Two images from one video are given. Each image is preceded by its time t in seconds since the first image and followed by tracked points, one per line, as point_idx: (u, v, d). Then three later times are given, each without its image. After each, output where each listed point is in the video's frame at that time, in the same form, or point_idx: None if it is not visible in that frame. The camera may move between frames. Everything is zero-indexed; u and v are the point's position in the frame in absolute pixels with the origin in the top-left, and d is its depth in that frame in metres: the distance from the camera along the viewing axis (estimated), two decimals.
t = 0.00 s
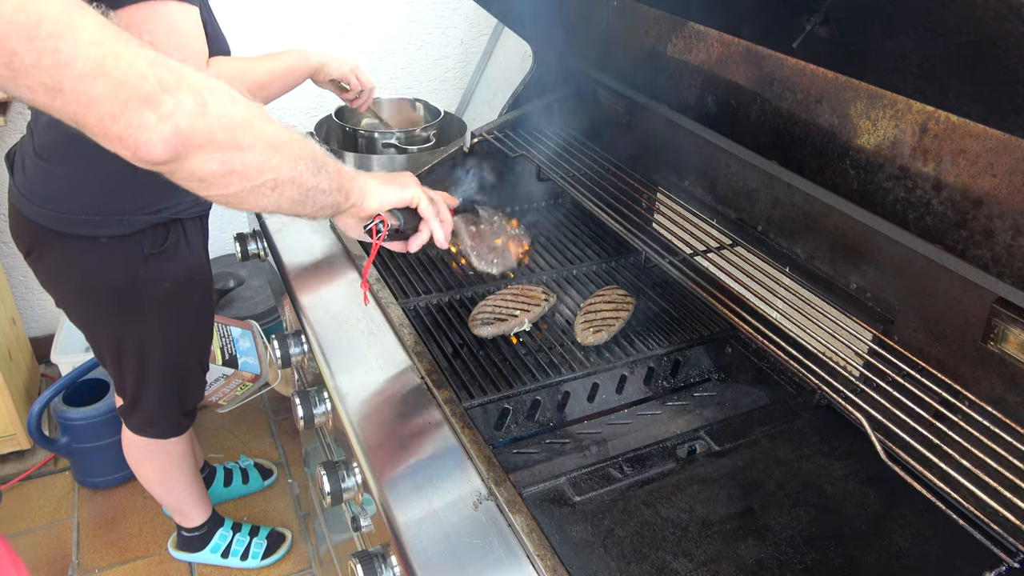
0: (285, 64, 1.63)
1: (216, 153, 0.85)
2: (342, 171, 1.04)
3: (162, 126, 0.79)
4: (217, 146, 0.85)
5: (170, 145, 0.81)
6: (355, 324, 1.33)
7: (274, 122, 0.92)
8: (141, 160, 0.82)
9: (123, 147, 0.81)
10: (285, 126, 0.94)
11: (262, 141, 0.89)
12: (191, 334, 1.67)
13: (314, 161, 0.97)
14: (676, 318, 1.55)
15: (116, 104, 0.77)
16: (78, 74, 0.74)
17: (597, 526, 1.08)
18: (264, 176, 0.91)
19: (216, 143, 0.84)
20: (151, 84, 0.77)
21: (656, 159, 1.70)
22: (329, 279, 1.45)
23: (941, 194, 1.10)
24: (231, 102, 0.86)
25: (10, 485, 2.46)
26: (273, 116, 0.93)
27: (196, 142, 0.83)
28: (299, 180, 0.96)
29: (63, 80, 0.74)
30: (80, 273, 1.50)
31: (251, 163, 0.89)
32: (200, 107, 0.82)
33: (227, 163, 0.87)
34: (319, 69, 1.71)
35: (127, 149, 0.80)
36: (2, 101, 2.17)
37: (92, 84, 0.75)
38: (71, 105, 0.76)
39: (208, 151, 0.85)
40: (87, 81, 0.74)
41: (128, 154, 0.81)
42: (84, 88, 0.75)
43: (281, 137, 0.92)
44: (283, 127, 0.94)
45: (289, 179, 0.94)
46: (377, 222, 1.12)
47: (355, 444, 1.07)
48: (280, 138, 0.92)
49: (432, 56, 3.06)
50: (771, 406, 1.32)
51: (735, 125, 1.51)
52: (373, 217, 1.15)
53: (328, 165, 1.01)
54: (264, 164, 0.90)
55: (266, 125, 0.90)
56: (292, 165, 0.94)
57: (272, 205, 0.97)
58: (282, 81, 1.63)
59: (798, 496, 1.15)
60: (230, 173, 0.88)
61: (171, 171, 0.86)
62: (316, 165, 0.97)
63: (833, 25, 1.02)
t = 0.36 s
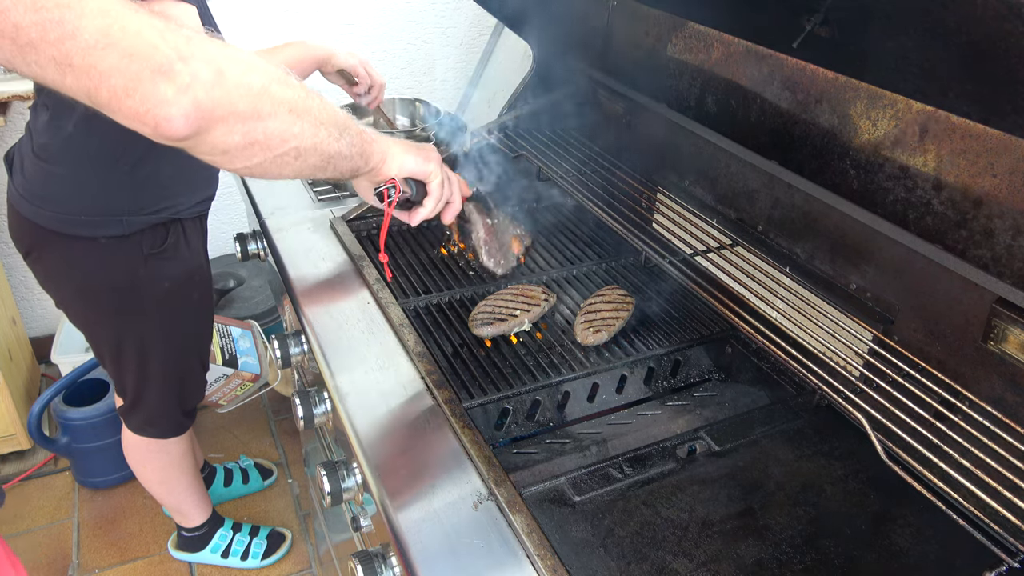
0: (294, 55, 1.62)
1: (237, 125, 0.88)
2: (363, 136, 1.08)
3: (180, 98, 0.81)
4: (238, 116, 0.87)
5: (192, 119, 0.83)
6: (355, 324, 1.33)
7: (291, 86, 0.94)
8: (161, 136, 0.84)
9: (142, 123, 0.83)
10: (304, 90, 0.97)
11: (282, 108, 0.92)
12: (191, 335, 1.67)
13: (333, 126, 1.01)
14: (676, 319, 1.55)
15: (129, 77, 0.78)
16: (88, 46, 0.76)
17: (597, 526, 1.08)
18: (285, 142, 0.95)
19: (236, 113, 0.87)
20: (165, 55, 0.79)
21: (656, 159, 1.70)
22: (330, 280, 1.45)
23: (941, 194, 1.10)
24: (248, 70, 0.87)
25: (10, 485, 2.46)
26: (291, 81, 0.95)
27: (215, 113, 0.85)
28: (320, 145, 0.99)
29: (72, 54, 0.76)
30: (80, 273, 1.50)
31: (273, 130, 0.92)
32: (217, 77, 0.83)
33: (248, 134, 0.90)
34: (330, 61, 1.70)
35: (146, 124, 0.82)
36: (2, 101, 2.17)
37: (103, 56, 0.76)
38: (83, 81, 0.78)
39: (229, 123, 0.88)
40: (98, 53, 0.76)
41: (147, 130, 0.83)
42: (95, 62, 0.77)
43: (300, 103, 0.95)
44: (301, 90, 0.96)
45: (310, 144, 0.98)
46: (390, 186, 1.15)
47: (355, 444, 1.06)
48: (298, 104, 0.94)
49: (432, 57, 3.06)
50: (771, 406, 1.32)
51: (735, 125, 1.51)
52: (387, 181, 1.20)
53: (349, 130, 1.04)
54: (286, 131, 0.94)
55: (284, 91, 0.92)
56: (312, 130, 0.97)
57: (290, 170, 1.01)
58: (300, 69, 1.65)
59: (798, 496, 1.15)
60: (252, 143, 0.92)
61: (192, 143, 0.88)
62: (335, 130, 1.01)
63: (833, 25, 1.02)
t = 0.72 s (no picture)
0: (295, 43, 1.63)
1: (242, 125, 0.89)
2: (369, 135, 1.09)
3: (185, 99, 0.81)
4: (243, 116, 0.88)
5: (196, 120, 0.83)
6: (355, 324, 1.33)
7: (298, 85, 0.94)
8: (165, 137, 0.84)
9: (147, 123, 0.83)
10: (311, 90, 0.97)
11: (287, 108, 0.92)
12: (190, 335, 1.67)
13: (338, 126, 1.01)
14: (676, 319, 1.55)
15: (133, 76, 0.78)
16: (92, 44, 0.76)
17: (597, 526, 1.08)
18: (289, 143, 0.95)
19: (241, 114, 0.87)
20: (170, 55, 0.79)
21: (656, 159, 1.70)
22: (329, 280, 1.45)
23: (941, 194, 1.10)
24: (254, 70, 0.87)
25: (10, 485, 2.46)
26: (298, 81, 0.95)
27: (219, 115, 0.85)
28: (324, 145, 1.00)
29: (75, 52, 0.76)
30: (79, 273, 1.50)
31: (277, 131, 0.93)
32: (222, 78, 0.83)
33: (252, 135, 0.91)
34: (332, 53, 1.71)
35: (150, 125, 0.83)
36: (2, 101, 2.17)
37: (108, 54, 0.77)
38: (88, 80, 0.78)
39: (234, 124, 0.88)
40: (102, 51, 0.76)
41: (151, 131, 0.83)
42: (100, 60, 0.77)
43: (306, 103, 0.95)
44: (308, 90, 0.96)
45: (315, 144, 0.98)
46: (387, 186, 1.18)
47: (355, 444, 1.06)
48: (304, 104, 0.95)
49: (432, 57, 3.06)
50: (771, 406, 1.32)
51: (735, 125, 1.51)
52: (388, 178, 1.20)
53: (354, 129, 1.05)
54: (291, 132, 0.94)
55: (290, 91, 0.93)
56: (317, 131, 0.98)
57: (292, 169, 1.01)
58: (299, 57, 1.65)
59: (798, 496, 1.15)
60: (256, 143, 0.92)
61: (197, 144, 0.89)
62: (340, 129, 1.01)
63: (833, 25, 1.02)
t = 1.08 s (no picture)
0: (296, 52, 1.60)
1: (231, 125, 0.86)
2: (362, 124, 1.05)
3: (170, 103, 0.78)
4: (232, 117, 0.84)
5: (182, 125, 0.81)
6: (355, 324, 1.33)
7: (291, 78, 0.90)
8: (152, 142, 0.82)
9: (131, 129, 0.81)
10: (303, 82, 0.93)
11: (278, 104, 0.88)
12: (189, 335, 1.67)
13: (331, 119, 0.97)
14: (676, 319, 1.55)
15: (111, 79, 0.76)
16: (66, 43, 0.74)
17: (597, 526, 1.08)
18: (280, 139, 0.92)
19: (230, 114, 0.84)
20: (152, 56, 0.76)
21: (656, 159, 1.70)
22: (330, 280, 1.46)
23: (941, 194, 1.10)
24: (244, 66, 0.83)
25: (10, 485, 2.46)
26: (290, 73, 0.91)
27: (207, 118, 0.82)
28: (316, 139, 0.97)
29: (49, 52, 0.75)
30: (78, 273, 1.50)
31: (267, 129, 0.89)
32: (209, 77, 0.80)
33: (241, 134, 0.88)
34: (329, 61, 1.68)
35: (133, 130, 0.80)
36: (3, 101, 2.17)
37: (83, 56, 0.74)
38: (65, 82, 0.77)
39: (222, 124, 0.85)
40: (77, 52, 0.74)
41: (134, 136, 0.81)
42: (75, 62, 0.75)
43: (298, 97, 0.91)
44: (300, 82, 0.92)
45: (306, 139, 0.95)
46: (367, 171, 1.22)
47: (355, 444, 1.06)
48: (296, 98, 0.91)
49: (432, 56, 3.06)
50: (771, 406, 1.32)
51: (735, 125, 1.51)
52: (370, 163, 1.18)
53: (348, 119, 1.01)
54: (282, 129, 0.91)
55: (281, 86, 0.89)
56: (309, 126, 0.94)
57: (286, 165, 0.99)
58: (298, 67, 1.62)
59: (798, 496, 1.15)
60: (245, 143, 0.89)
61: (185, 146, 0.87)
62: (333, 121, 0.98)
63: (832, 25, 1.02)
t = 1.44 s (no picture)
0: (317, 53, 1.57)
1: (214, 135, 0.83)
2: (346, 125, 1.01)
3: (150, 116, 0.75)
4: (215, 127, 0.82)
5: (164, 139, 0.78)
6: (355, 324, 1.33)
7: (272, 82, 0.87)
8: (133, 157, 0.80)
9: (111, 145, 0.78)
10: (287, 83, 0.89)
11: (261, 110, 0.85)
12: (189, 336, 1.67)
13: (314, 120, 0.94)
14: (676, 319, 1.55)
15: (87, 92, 0.73)
16: (38, 55, 0.71)
17: (597, 526, 1.08)
18: (264, 144, 0.89)
19: (213, 124, 0.81)
20: (128, 67, 0.73)
21: (656, 159, 1.70)
22: (330, 280, 1.46)
23: (941, 194, 1.10)
24: (224, 73, 0.80)
25: (10, 485, 2.46)
26: (273, 74, 0.87)
27: (189, 130, 0.79)
28: (300, 142, 0.94)
29: (23, 64, 0.72)
30: (78, 273, 1.50)
31: (250, 135, 0.86)
32: (188, 86, 0.77)
33: (225, 144, 0.85)
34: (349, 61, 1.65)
35: (112, 144, 0.78)
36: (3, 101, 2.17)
37: (57, 67, 0.72)
38: (39, 94, 0.74)
39: (206, 135, 0.82)
40: (50, 63, 0.72)
41: (115, 151, 0.79)
42: (48, 74, 0.72)
43: (281, 102, 0.88)
44: (283, 86, 0.89)
45: (290, 142, 0.92)
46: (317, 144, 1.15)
47: (355, 443, 1.06)
48: (279, 101, 0.88)
49: (432, 56, 3.06)
50: (772, 406, 1.32)
51: (735, 126, 1.51)
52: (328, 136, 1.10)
53: (332, 121, 0.98)
54: (266, 134, 0.88)
55: (264, 89, 0.85)
56: (292, 129, 0.91)
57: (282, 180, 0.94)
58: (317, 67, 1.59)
59: (798, 496, 1.15)
60: (230, 151, 0.86)
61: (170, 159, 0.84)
62: (316, 124, 0.94)
63: (833, 25, 1.02)
